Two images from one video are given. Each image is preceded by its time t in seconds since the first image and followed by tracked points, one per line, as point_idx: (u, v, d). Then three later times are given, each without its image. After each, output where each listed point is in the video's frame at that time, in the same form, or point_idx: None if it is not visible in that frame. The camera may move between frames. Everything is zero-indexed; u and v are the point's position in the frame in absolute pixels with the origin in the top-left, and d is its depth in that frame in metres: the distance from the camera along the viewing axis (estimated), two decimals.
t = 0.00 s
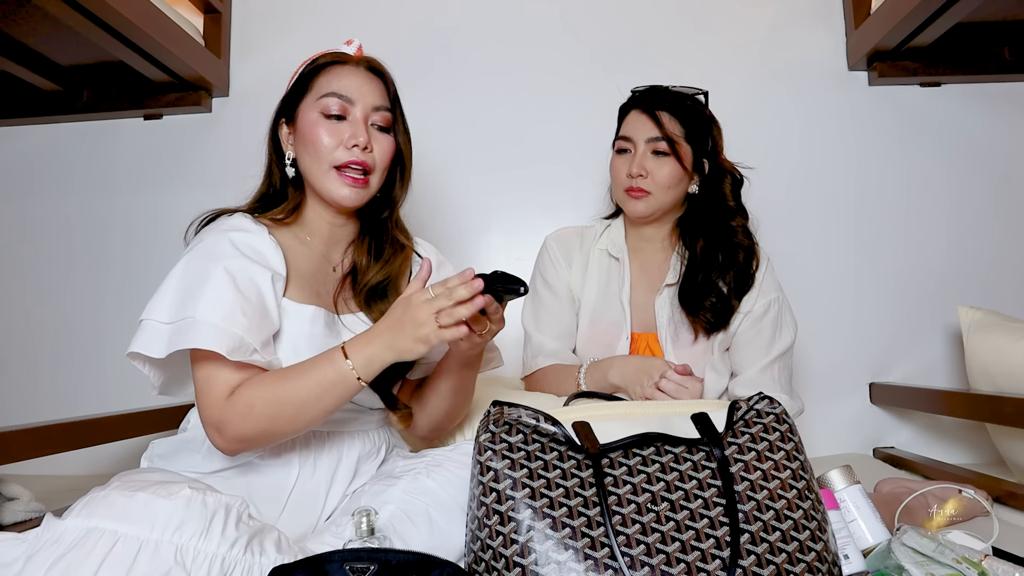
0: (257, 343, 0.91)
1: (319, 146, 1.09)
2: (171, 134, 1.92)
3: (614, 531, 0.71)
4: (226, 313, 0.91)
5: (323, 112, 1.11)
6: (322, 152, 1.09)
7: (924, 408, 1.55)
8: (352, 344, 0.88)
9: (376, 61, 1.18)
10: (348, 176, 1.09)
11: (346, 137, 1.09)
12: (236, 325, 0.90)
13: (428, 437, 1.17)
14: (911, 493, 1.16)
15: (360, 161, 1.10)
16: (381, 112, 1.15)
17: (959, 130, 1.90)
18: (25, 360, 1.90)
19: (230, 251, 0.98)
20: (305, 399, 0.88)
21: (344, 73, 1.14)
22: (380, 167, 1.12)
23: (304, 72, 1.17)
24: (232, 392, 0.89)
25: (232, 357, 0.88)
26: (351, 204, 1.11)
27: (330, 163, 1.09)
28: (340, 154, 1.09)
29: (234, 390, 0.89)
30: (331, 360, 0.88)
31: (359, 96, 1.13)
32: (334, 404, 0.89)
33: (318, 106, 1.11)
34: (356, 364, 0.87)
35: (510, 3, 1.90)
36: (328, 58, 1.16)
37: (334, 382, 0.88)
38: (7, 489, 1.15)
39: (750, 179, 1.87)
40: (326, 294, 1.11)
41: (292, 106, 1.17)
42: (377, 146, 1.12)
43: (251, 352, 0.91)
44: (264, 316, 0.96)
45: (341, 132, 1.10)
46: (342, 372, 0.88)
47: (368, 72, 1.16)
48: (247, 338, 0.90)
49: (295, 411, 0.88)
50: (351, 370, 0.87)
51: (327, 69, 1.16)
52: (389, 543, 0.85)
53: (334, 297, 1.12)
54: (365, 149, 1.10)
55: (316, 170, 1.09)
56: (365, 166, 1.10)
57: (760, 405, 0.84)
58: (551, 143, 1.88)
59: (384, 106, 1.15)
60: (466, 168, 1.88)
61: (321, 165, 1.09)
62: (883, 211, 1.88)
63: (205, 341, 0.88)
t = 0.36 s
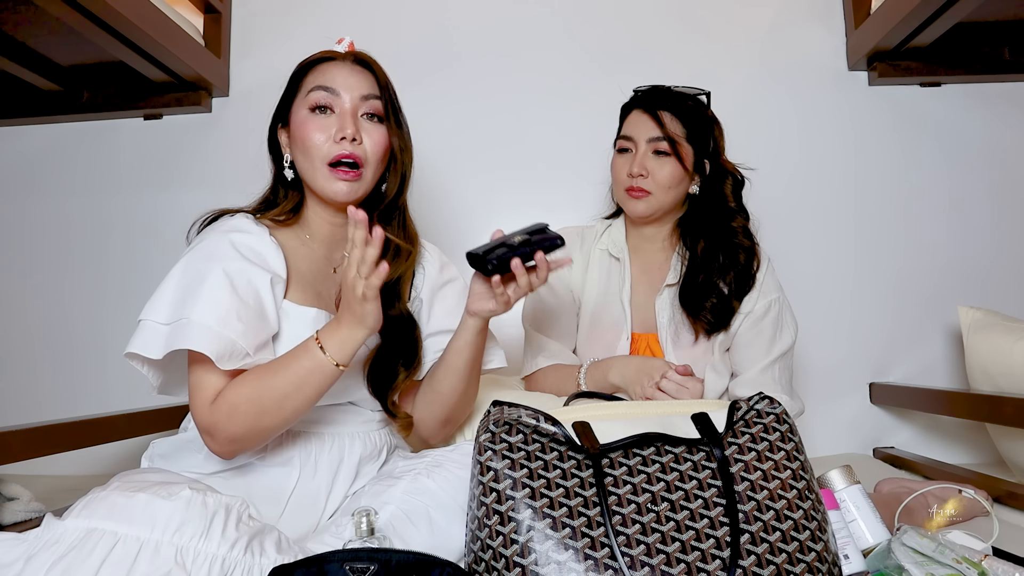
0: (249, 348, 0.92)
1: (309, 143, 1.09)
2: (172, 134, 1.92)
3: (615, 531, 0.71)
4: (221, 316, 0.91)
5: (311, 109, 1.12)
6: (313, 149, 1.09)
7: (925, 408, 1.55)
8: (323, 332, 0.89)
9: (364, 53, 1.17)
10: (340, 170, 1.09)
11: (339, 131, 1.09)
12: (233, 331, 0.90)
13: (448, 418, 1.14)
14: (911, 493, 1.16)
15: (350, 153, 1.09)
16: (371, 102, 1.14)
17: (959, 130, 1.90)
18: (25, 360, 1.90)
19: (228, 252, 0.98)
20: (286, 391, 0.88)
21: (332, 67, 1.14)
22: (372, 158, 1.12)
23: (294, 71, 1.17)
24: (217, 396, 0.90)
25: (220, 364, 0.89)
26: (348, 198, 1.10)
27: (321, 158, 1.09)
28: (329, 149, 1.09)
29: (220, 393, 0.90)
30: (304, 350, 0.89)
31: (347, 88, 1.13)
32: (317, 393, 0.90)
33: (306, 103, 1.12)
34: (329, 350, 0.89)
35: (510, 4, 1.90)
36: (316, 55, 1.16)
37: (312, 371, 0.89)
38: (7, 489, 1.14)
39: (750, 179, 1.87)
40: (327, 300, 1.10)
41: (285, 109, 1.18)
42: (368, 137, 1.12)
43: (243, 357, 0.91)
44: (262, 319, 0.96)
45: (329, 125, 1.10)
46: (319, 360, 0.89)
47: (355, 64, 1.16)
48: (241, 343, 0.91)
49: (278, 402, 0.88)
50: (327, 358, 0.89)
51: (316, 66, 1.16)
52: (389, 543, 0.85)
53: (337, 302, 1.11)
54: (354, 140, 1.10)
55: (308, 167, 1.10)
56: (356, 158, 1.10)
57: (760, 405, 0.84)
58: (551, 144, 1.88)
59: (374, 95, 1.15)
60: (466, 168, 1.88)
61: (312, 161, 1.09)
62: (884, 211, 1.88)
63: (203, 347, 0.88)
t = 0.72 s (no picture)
0: (249, 348, 0.91)
1: (320, 141, 1.09)
2: (171, 134, 1.92)
3: (615, 530, 0.71)
4: (222, 317, 0.91)
5: (320, 106, 1.11)
6: (324, 147, 1.09)
7: (925, 409, 1.55)
8: (349, 362, 0.89)
9: (370, 55, 1.18)
10: (351, 168, 1.09)
11: (348, 130, 1.09)
12: (232, 331, 0.90)
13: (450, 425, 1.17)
14: (911, 493, 1.16)
15: (362, 152, 1.10)
16: (379, 102, 1.15)
17: (959, 130, 1.90)
18: (25, 360, 1.90)
19: (229, 253, 0.98)
20: (300, 414, 0.89)
21: (340, 67, 1.15)
22: (382, 158, 1.12)
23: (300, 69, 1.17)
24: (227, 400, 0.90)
25: (226, 366, 0.88)
26: (358, 197, 1.10)
27: (333, 156, 1.09)
28: (340, 147, 1.09)
29: (230, 398, 0.90)
30: (328, 378, 0.89)
31: (356, 87, 1.13)
32: (329, 417, 0.90)
33: (314, 101, 1.12)
34: (352, 381, 0.89)
35: (510, 3, 1.90)
36: (322, 55, 1.16)
37: (331, 398, 0.89)
38: (7, 489, 1.14)
39: (750, 180, 1.87)
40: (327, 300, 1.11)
41: (288, 106, 1.17)
42: (378, 138, 1.12)
43: (247, 359, 0.91)
44: (261, 320, 0.96)
45: (340, 124, 1.10)
46: (340, 389, 0.89)
47: (362, 65, 1.17)
48: (242, 344, 0.91)
49: (291, 422, 0.89)
50: (347, 388, 0.89)
51: (322, 65, 1.16)
52: (389, 543, 0.85)
53: (337, 302, 1.12)
54: (366, 140, 1.10)
55: (318, 164, 1.09)
56: (368, 157, 1.10)
57: (760, 405, 0.84)
58: (550, 144, 1.88)
59: (382, 95, 1.16)
60: (466, 168, 1.88)
61: (323, 159, 1.09)
62: (884, 211, 1.88)
63: (202, 347, 0.88)
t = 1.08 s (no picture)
0: (240, 338, 0.93)
1: (361, 144, 1.15)
2: (171, 134, 1.92)
3: (614, 529, 0.71)
4: (215, 305, 0.93)
5: (360, 111, 1.17)
6: (366, 151, 1.15)
7: (925, 409, 1.55)
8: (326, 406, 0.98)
9: (393, 73, 1.27)
10: (386, 176, 1.17)
11: (382, 140, 1.17)
12: (225, 319, 0.92)
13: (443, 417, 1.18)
14: (912, 493, 1.16)
15: (394, 164, 1.19)
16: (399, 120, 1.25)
17: (959, 129, 1.90)
18: (25, 360, 1.90)
19: (223, 246, 1.00)
20: (272, 436, 0.94)
21: (376, 80, 1.22)
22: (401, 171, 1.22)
23: (333, 67, 1.20)
24: (202, 401, 0.92)
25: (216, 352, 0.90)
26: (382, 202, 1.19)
27: (372, 162, 1.15)
28: (381, 157, 1.16)
29: (204, 401, 0.92)
30: (305, 413, 0.96)
31: (391, 103, 1.21)
32: (290, 447, 0.96)
33: (355, 105, 1.17)
34: (326, 419, 0.97)
35: (510, 3, 1.90)
36: (358, 62, 1.21)
37: (300, 431, 0.96)
38: (7, 489, 1.14)
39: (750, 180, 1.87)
40: (328, 289, 1.16)
41: (314, 100, 1.18)
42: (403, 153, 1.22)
43: (236, 348, 0.93)
44: (251, 312, 0.98)
45: (381, 133, 1.17)
46: (312, 423, 0.96)
47: (390, 82, 1.25)
48: (233, 333, 0.93)
49: (259, 443, 0.94)
50: (319, 422, 0.96)
51: (356, 71, 1.21)
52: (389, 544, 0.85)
53: (338, 290, 1.17)
54: (399, 154, 1.19)
55: (356, 166, 1.14)
56: (396, 169, 1.19)
57: (757, 404, 0.84)
58: (550, 144, 1.88)
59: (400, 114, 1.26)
60: (466, 167, 1.88)
61: (363, 162, 1.15)
62: (885, 211, 1.88)
63: (195, 330, 0.89)
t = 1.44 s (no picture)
0: (219, 325, 0.95)
1: (348, 152, 1.17)
2: (171, 134, 1.92)
3: (614, 524, 0.71)
4: (194, 291, 0.95)
5: (348, 119, 1.19)
6: (352, 158, 1.17)
7: (925, 408, 1.56)
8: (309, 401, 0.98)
9: (378, 84, 1.30)
10: (370, 183, 1.20)
11: (367, 148, 1.20)
12: (203, 304, 0.95)
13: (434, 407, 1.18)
14: (912, 494, 1.16)
15: (376, 171, 1.22)
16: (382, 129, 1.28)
17: (959, 129, 1.90)
18: (25, 360, 1.90)
19: (203, 241, 1.03)
20: (256, 431, 0.95)
21: (363, 90, 1.24)
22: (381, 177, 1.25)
23: (323, 76, 1.22)
24: (189, 393, 0.94)
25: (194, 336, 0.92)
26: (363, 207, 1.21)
27: (356, 169, 1.18)
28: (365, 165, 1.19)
29: (191, 393, 0.94)
30: (291, 408, 0.97)
31: (376, 113, 1.24)
32: (277, 442, 0.98)
33: (343, 113, 1.19)
34: (310, 413, 0.98)
35: (510, 3, 1.90)
36: (346, 71, 1.24)
37: (286, 426, 0.97)
38: (7, 489, 1.14)
39: (750, 180, 1.87)
40: (311, 284, 1.17)
41: (303, 106, 1.20)
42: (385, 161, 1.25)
43: (215, 334, 0.95)
44: (233, 303, 1.01)
45: (366, 141, 1.20)
46: (297, 418, 0.97)
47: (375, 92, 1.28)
48: (212, 319, 0.95)
49: (243, 437, 0.95)
50: (303, 417, 0.97)
51: (344, 80, 1.23)
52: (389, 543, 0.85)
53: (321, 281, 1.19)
54: (381, 162, 1.22)
55: (341, 173, 1.17)
56: (378, 176, 1.22)
57: (752, 404, 0.85)
58: (550, 143, 1.88)
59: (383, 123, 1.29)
60: (466, 167, 1.88)
61: (348, 169, 1.17)
62: (884, 212, 1.88)
63: (173, 315, 0.92)
